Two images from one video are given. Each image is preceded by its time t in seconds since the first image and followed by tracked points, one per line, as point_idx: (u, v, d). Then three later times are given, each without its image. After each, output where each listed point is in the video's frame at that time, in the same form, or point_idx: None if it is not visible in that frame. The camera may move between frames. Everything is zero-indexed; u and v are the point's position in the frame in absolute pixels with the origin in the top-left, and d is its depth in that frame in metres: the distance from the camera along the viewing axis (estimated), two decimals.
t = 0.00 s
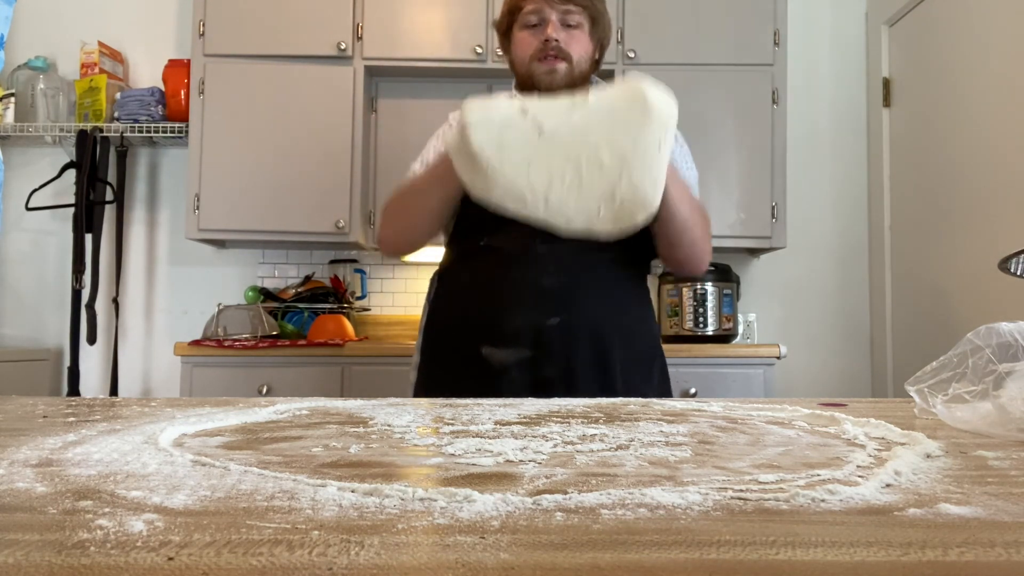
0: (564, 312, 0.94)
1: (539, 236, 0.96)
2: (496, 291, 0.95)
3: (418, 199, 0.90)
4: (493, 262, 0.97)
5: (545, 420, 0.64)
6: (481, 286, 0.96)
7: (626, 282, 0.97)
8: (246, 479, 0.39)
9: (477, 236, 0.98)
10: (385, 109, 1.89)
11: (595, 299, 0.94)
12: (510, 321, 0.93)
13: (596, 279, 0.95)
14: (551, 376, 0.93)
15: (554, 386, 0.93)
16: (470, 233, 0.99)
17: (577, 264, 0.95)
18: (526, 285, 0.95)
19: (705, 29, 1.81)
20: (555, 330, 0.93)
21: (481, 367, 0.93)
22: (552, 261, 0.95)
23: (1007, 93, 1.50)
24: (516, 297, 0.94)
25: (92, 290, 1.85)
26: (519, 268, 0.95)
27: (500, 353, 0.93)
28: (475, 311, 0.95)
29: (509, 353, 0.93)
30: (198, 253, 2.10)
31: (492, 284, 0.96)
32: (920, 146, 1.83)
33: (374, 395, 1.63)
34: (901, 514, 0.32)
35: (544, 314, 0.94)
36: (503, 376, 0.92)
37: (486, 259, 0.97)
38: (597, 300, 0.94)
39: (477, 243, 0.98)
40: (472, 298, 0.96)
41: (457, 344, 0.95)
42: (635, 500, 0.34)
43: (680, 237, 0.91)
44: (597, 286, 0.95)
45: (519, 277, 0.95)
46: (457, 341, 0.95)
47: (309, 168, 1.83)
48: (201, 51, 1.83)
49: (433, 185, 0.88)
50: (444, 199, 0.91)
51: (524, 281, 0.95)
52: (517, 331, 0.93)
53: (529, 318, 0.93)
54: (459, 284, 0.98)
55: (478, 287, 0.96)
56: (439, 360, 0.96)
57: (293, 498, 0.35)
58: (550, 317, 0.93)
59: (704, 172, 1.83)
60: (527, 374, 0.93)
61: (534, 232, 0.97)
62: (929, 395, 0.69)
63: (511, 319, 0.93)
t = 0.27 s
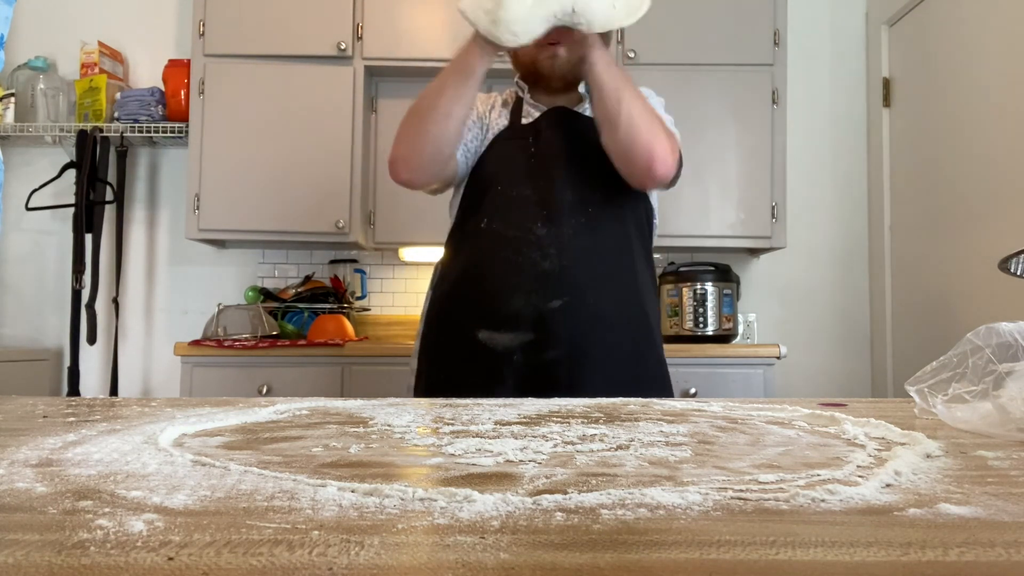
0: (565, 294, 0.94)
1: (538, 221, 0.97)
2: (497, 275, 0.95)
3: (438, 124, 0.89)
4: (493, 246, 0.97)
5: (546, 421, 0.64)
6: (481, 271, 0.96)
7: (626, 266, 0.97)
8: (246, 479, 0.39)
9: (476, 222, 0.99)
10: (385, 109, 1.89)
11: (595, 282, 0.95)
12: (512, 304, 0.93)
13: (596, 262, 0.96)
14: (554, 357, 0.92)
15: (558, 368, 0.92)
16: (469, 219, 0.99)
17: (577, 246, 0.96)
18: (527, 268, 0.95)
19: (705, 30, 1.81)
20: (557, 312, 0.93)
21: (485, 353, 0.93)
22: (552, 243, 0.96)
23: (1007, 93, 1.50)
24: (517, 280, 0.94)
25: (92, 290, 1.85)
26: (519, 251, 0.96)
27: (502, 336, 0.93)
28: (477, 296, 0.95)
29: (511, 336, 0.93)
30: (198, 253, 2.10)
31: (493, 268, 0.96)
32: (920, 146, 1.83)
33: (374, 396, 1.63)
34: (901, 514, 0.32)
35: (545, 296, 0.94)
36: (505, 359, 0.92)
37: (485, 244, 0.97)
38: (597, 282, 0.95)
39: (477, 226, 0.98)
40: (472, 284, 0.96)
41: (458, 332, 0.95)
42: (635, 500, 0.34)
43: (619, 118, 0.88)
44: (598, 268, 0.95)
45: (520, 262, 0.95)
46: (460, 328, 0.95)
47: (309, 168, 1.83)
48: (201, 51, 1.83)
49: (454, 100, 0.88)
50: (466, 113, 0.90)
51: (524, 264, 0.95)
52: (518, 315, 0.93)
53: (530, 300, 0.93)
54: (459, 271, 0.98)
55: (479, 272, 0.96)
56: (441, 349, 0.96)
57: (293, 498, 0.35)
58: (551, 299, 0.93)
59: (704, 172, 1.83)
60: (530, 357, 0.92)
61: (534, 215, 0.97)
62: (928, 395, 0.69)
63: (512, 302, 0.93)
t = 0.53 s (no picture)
0: (565, 307, 0.93)
1: (540, 233, 0.97)
2: (498, 287, 0.95)
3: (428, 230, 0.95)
4: (495, 258, 0.97)
5: (546, 421, 0.64)
6: (483, 283, 0.96)
7: (626, 279, 0.97)
8: (246, 479, 0.39)
9: (479, 234, 1.00)
10: (385, 109, 1.89)
11: (596, 294, 0.94)
12: (512, 316, 0.93)
13: (597, 274, 0.95)
14: (552, 371, 0.91)
15: (556, 381, 0.91)
16: (472, 232, 1.00)
17: (578, 260, 0.95)
18: (528, 280, 0.95)
19: (704, 29, 1.81)
20: (556, 325, 0.92)
21: (484, 364, 0.93)
22: (554, 256, 0.95)
23: (1007, 94, 1.50)
24: (517, 292, 0.94)
25: (92, 290, 1.85)
26: (520, 263, 0.96)
27: (501, 348, 0.93)
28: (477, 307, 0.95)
29: (511, 348, 0.93)
30: (198, 253, 2.10)
31: (494, 280, 0.96)
32: (920, 145, 1.83)
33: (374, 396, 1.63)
34: (901, 514, 0.32)
35: (545, 309, 0.93)
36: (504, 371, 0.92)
37: (487, 256, 0.98)
38: (598, 295, 0.94)
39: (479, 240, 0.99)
40: (474, 295, 0.97)
41: (459, 342, 0.95)
42: (636, 500, 0.34)
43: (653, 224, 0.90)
44: (598, 281, 0.95)
45: (521, 274, 0.95)
46: (460, 338, 0.95)
47: (309, 168, 1.83)
48: (201, 51, 1.83)
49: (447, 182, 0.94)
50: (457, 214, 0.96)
51: (525, 276, 0.95)
52: (517, 328, 0.93)
53: (530, 312, 0.93)
54: (462, 283, 0.99)
55: (480, 283, 0.97)
56: (442, 359, 0.96)
57: (293, 498, 0.35)
58: (551, 312, 0.93)
59: (704, 172, 1.83)
60: (528, 369, 0.92)
61: (535, 227, 0.97)
62: (929, 395, 0.69)
63: (512, 314, 0.93)
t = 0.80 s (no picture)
0: (567, 308, 0.93)
1: (542, 234, 0.97)
2: (500, 288, 0.95)
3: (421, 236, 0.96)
4: (497, 259, 0.97)
5: (545, 421, 0.64)
6: (485, 283, 0.97)
7: (628, 280, 0.97)
8: (246, 479, 0.39)
9: (481, 235, 1.00)
10: (385, 109, 1.89)
11: (598, 295, 0.94)
12: (514, 317, 0.93)
13: (599, 276, 0.95)
14: (554, 372, 0.92)
15: (558, 382, 0.91)
16: (474, 234, 1.00)
17: (580, 261, 0.95)
18: (530, 281, 0.95)
19: (705, 30, 1.81)
20: (559, 326, 0.92)
21: (486, 364, 0.93)
22: (556, 257, 0.95)
23: (1007, 94, 1.50)
24: (519, 294, 0.94)
25: (92, 291, 1.85)
26: (522, 264, 0.96)
27: (504, 349, 0.93)
28: (480, 307, 0.95)
29: (513, 349, 0.93)
30: (198, 253, 2.10)
31: (496, 281, 0.96)
32: (920, 145, 1.83)
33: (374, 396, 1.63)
34: (901, 514, 0.32)
35: (548, 310, 0.93)
36: (505, 372, 0.92)
37: (489, 258, 0.98)
38: (601, 296, 0.94)
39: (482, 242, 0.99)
40: (475, 296, 0.97)
41: (461, 343, 0.96)
42: (635, 500, 0.34)
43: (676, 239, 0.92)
44: (601, 283, 0.95)
45: (523, 275, 0.95)
46: (463, 338, 0.95)
47: (309, 168, 1.83)
48: (201, 51, 1.83)
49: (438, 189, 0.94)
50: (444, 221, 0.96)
51: (527, 278, 0.95)
52: (520, 328, 0.93)
53: (533, 314, 0.93)
54: (464, 284, 0.99)
55: (483, 284, 0.97)
56: (444, 360, 0.97)
57: (293, 498, 0.35)
58: (553, 313, 0.93)
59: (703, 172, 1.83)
60: (530, 371, 0.92)
61: (537, 228, 0.97)
62: (928, 395, 0.69)
63: (515, 315, 0.93)
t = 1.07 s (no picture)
0: (571, 322, 0.93)
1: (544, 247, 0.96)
2: (504, 301, 0.95)
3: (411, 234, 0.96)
4: (500, 271, 0.97)
5: (545, 421, 0.64)
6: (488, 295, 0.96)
7: (630, 294, 0.97)
8: (247, 479, 0.39)
9: (484, 246, 0.99)
10: (385, 109, 1.89)
11: (602, 309, 0.94)
12: (517, 331, 0.93)
13: (603, 290, 0.95)
14: (558, 386, 0.92)
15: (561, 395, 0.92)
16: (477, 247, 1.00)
17: (583, 274, 0.95)
18: (534, 295, 0.94)
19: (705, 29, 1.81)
20: (562, 340, 0.92)
21: (489, 377, 0.93)
22: (559, 271, 0.95)
23: (1007, 94, 1.50)
24: (522, 307, 0.94)
25: (92, 290, 1.85)
26: (525, 277, 0.95)
27: (507, 362, 0.93)
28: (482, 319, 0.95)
29: (516, 363, 0.93)
30: (199, 253, 2.10)
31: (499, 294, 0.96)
32: (920, 145, 1.83)
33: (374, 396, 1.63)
34: (901, 514, 0.32)
35: (551, 324, 0.93)
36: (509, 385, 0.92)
37: (492, 270, 0.98)
38: (604, 310, 0.94)
39: (484, 255, 0.99)
40: (478, 309, 0.97)
41: (463, 354, 0.95)
42: (635, 500, 0.34)
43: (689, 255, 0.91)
44: (603, 296, 0.95)
45: (526, 288, 0.95)
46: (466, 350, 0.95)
47: (309, 168, 1.83)
48: (201, 51, 1.83)
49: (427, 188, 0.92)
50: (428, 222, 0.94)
51: (530, 291, 0.95)
52: (523, 343, 0.93)
53: (536, 327, 0.93)
54: (467, 296, 0.99)
55: (486, 296, 0.97)
56: (447, 371, 0.97)
57: (293, 497, 0.35)
58: (556, 327, 0.93)
59: (704, 172, 1.83)
60: (533, 384, 0.92)
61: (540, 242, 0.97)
62: (929, 395, 0.69)
63: (518, 329, 0.93)
